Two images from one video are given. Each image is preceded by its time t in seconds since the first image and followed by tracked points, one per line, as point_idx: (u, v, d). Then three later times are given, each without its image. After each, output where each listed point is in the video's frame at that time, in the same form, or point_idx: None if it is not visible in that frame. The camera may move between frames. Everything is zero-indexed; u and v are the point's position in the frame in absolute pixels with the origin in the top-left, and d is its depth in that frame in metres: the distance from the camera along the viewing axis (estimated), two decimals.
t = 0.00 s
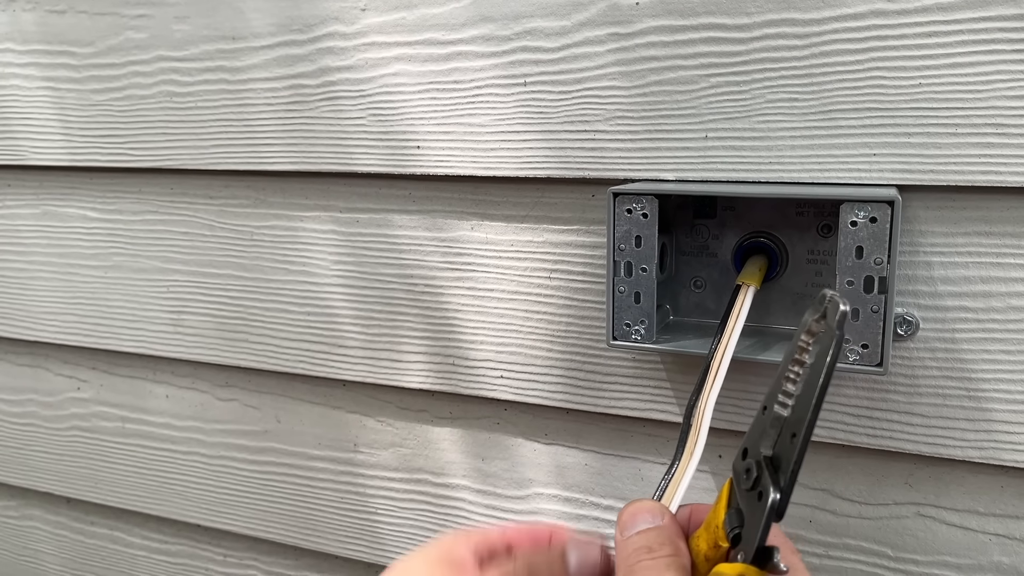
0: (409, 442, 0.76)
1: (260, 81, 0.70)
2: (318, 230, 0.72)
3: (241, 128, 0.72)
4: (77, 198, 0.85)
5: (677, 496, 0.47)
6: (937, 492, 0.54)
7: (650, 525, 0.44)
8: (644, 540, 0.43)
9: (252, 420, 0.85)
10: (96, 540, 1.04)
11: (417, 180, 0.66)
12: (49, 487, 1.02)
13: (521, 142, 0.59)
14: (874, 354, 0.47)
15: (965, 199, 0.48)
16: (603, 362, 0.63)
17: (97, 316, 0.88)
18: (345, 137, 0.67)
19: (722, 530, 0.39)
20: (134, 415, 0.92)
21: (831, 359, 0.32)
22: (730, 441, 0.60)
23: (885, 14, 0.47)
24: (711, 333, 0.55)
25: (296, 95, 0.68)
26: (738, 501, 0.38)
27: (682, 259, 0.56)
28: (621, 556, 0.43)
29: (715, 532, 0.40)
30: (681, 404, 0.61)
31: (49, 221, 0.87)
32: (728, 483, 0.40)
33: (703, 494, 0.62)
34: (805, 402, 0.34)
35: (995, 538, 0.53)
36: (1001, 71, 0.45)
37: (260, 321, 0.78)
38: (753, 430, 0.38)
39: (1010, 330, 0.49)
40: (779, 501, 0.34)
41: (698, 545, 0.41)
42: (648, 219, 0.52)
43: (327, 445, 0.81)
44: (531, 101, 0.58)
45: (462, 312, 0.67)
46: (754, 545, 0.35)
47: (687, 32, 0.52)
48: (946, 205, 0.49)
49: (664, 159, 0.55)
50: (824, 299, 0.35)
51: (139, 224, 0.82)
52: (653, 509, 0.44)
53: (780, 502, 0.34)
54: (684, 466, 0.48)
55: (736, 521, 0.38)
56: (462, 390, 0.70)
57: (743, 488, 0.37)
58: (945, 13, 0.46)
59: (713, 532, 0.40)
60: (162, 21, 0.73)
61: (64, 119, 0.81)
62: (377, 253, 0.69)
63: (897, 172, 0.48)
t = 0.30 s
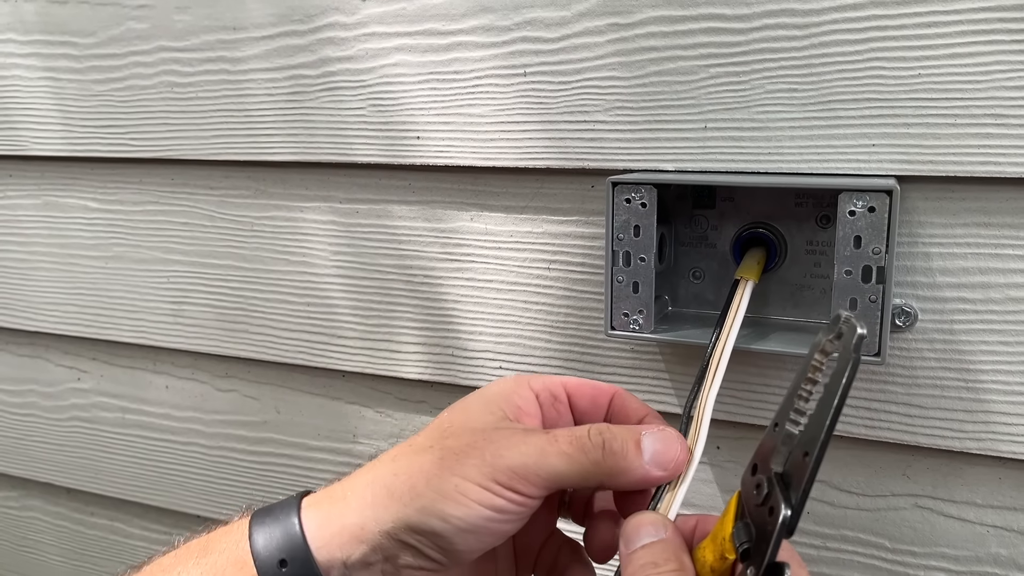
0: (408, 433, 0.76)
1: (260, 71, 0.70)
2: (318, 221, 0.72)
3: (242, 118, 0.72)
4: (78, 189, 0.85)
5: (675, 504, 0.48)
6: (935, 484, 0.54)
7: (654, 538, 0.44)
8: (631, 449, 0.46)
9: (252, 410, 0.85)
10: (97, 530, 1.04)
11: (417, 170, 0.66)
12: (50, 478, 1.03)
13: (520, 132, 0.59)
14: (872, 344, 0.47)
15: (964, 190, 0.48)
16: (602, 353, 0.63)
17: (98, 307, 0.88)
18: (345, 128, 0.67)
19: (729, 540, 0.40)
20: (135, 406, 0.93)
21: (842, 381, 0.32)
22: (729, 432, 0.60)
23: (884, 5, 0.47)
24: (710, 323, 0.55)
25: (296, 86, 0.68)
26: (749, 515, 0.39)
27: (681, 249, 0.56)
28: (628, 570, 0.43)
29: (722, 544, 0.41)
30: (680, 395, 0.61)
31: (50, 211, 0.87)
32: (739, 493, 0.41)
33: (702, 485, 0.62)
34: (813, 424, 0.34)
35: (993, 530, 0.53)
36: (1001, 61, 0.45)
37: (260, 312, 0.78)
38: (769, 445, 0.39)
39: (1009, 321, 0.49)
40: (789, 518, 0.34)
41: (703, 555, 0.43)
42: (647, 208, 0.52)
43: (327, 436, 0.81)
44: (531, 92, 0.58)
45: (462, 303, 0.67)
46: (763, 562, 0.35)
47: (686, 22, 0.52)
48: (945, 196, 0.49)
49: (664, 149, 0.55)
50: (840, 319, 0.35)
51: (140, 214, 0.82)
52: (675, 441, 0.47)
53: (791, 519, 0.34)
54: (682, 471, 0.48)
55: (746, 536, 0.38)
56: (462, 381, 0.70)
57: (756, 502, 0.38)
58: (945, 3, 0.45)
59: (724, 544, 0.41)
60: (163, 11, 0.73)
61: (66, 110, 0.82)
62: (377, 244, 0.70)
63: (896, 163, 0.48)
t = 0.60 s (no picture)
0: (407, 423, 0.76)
1: (260, 57, 0.69)
2: (317, 208, 0.71)
3: (241, 105, 0.71)
4: (76, 176, 0.84)
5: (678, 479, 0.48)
6: (939, 475, 0.54)
7: (649, 517, 0.45)
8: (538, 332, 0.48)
9: (250, 400, 0.84)
10: (94, 522, 1.04)
11: (417, 156, 0.66)
12: (47, 468, 1.02)
13: (521, 118, 0.59)
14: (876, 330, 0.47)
15: (971, 175, 0.48)
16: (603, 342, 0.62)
17: (96, 296, 0.88)
18: (345, 113, 0.66)
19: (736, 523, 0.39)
20: (132, 396, 0.92)
21: (862, 356, 0.34)
22: (730, 422, 0.59)
23: None
24: (711, 310, 0.55)
25: (295, 71, 0.67)
26: (757, 495, 0.38)
27: (683, 236, 0.56)
28: (624, 551, 0.44)
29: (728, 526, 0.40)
30: (681, 384, 0.60)
31: (49, 199, 0.86)
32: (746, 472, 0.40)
33: (703, 476, 0.61)
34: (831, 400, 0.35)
35: (998, 522, 0.53)
36: (1010, 44, 0.44)
37: (258, 301, 0.78)
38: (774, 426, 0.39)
39: (1015, 308, 0.48)
40: (803, 496, 0.35)
41: (709, 537, 0.41)
42: (649, 192, 0.52)
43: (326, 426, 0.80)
44: (533, 76, 0.57)
45: (462, 291, 0.67)
46: (774, 543, 0.35)
47: (690, 5, 0.51)
48: (952, 181, 0.48)
49: (666, 135, 0.54)
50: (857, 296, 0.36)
51: (138, 202, 0.81)
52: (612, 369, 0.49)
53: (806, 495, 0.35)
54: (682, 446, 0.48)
55: (755, 517, 0.38)
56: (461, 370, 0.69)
57: (764, 483, 0.38)
58: None
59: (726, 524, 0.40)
60: None
61: (64, 96, 0.81)
62: (376, 232, 0.69)
63: (902, 147, 0.48)
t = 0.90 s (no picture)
0: (407, 419, 0.76)
1: (262, 51, 0.69)
2: (318, 203, 0.71)
3: (243, 99, 0.71)
4: (79, 171, 0.84)
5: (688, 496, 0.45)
6: (941, 472, 0.53)
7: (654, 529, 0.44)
8: (637, 460, 0.49)
9: (250, 396, 0.84)
10: (95, 518, 1.04)
11: (418, 152, 0.66)
12: (48, 464, 1.02)
13: (522, 113, 0.59)
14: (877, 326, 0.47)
15: (972, 170, 0.47)
16: (604, 339, 0.62)
17: (97, 291, 0.88)
18: (346, 107, 0.66)
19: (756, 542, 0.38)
20: (133, 391, 0.92)
21: (883, 379, 0.29)
22: (731, 419, 0.59)
23: None
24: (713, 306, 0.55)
25: (297, 66, 0.67)
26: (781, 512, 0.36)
27: (685, 232, 0.56)
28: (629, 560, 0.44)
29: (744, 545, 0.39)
30: (683, 381, 0.60)
31: (51, 194, 0.87)
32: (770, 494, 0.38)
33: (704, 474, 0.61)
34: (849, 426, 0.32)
35: (1000, 520, 0.52)
36: (1012, 38, 0.44)
37: (260, 296, 0.78)
38: (804, 442, 0.36)
39: (1018, 305, 0.48)
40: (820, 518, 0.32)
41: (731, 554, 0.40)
42: (649, 186, 0.52)
43: (326, 423, 0.80)
44: (534, 71, 0.57)
45: (463, 287, 0.67)
46: (791, 560, 0.33)
47: None
48: (953, 177, 0.48)
49: (668, 130, 0.54)
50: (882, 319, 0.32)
51: (140, 197, 0.82)
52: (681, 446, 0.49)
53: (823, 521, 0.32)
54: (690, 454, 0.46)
55: (775, 534, 0.36)
56: (462, 366, 0.69)
57: (790, 500, 0.36)
58: None
59: (747, 544, 0.39)
60: None
61: (67, 91, 0.81)
62: (377, 227, 0.69)
63: (904, 143, 0.48)
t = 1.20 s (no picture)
0: (406, 416, 0.75)
1: (262, 47, 0.69)
2: (318, 199, 0.71)
3: (243, 95, 0.71)
4: (79, 167, 0.84)
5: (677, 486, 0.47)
6: (942, 471, 0.53)
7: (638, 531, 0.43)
8: (633, 455, 0.45)
9: (249, 392, 0.84)
10: (93, 515, 1.04)
11: (418, 148, 0.65)
12: (47, 461, 1.02)
13: (523, 108, 0.58)
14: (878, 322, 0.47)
15: (975, 166, 0.47)
16: (603, 335, 0.62)
17: (97, 287, 0.88)
18: (347, 102, 0.66)
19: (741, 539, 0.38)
20: (132, 388, 0.92)
21: (865, 383, 0.29)
22: (731, 417, 0.59)
23: None
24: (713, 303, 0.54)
25: (297, 61, 0.67)
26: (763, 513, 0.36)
27: (685, 227, 0.56)
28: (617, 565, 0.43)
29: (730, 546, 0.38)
30: (682, 377, 0.60)
31: (51, 189, 0.86)
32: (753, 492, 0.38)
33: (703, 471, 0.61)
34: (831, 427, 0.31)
35: (1001, 519, 0.52)
36: (1015, 33, 0.44)
37: (259, 292, 0.78)
38: (786, 444, 0.36)
39: (1020, 301, 0.47)
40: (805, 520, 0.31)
41: (714, 551, 0.40)
42: (649, 181, 0.52)
43: (325, 420, 0.80)
44: (535, 66, 0.57)
45: (463, 283, 0.66)
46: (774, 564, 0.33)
47: None
48: (956, 172, 0.48)
49: (669, 124, 0.54)
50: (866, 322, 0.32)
51: (141, 193, 0.81)
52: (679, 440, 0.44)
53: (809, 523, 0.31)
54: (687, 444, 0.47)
55: (760, 535, 0.35)
56: (461, 362, 0.69)
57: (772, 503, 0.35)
58: None
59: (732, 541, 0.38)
60: None
61: (67, 86, 0.81)
62: (377, 223, 0.69)
63: (906, 138, 0.47)
